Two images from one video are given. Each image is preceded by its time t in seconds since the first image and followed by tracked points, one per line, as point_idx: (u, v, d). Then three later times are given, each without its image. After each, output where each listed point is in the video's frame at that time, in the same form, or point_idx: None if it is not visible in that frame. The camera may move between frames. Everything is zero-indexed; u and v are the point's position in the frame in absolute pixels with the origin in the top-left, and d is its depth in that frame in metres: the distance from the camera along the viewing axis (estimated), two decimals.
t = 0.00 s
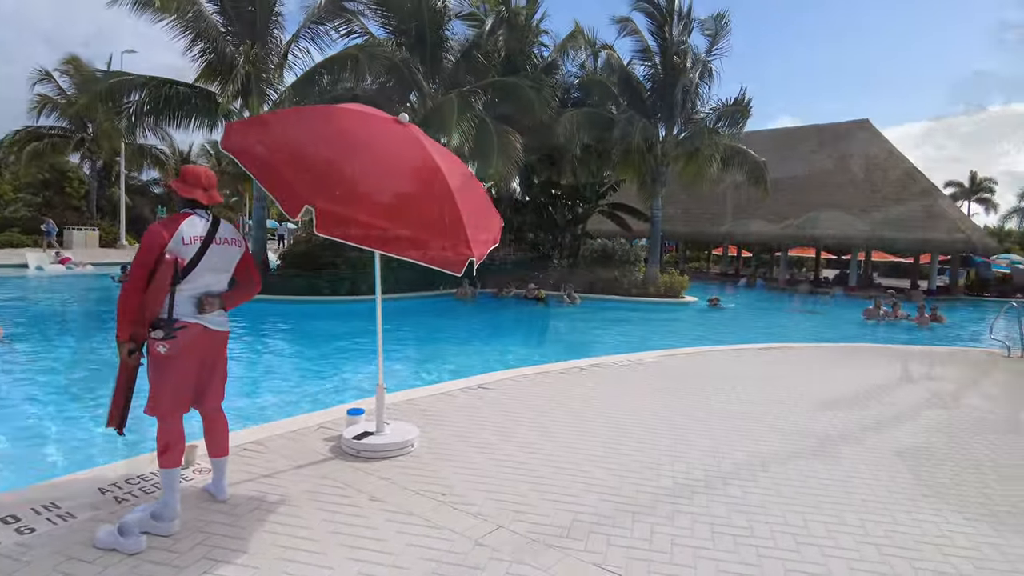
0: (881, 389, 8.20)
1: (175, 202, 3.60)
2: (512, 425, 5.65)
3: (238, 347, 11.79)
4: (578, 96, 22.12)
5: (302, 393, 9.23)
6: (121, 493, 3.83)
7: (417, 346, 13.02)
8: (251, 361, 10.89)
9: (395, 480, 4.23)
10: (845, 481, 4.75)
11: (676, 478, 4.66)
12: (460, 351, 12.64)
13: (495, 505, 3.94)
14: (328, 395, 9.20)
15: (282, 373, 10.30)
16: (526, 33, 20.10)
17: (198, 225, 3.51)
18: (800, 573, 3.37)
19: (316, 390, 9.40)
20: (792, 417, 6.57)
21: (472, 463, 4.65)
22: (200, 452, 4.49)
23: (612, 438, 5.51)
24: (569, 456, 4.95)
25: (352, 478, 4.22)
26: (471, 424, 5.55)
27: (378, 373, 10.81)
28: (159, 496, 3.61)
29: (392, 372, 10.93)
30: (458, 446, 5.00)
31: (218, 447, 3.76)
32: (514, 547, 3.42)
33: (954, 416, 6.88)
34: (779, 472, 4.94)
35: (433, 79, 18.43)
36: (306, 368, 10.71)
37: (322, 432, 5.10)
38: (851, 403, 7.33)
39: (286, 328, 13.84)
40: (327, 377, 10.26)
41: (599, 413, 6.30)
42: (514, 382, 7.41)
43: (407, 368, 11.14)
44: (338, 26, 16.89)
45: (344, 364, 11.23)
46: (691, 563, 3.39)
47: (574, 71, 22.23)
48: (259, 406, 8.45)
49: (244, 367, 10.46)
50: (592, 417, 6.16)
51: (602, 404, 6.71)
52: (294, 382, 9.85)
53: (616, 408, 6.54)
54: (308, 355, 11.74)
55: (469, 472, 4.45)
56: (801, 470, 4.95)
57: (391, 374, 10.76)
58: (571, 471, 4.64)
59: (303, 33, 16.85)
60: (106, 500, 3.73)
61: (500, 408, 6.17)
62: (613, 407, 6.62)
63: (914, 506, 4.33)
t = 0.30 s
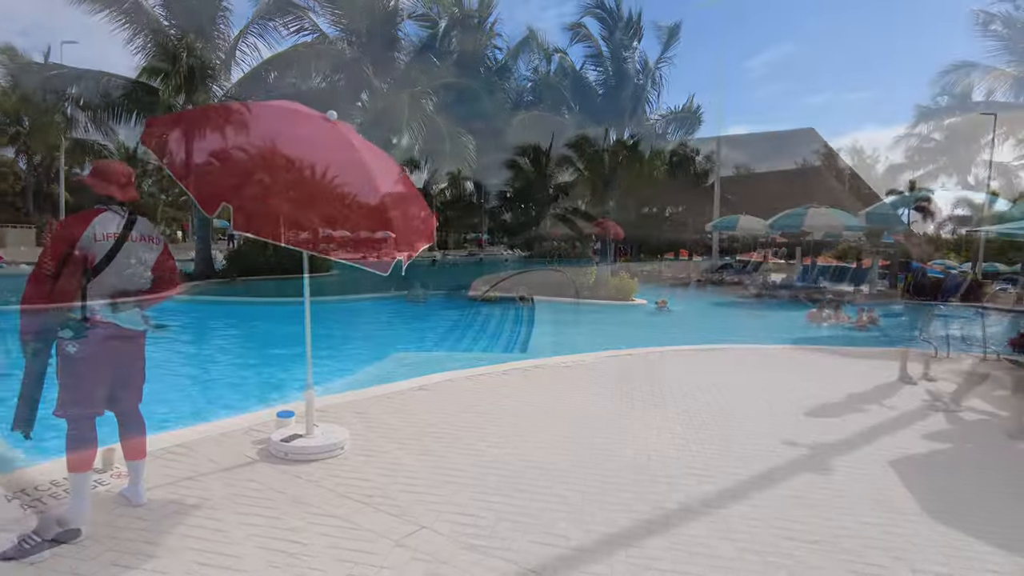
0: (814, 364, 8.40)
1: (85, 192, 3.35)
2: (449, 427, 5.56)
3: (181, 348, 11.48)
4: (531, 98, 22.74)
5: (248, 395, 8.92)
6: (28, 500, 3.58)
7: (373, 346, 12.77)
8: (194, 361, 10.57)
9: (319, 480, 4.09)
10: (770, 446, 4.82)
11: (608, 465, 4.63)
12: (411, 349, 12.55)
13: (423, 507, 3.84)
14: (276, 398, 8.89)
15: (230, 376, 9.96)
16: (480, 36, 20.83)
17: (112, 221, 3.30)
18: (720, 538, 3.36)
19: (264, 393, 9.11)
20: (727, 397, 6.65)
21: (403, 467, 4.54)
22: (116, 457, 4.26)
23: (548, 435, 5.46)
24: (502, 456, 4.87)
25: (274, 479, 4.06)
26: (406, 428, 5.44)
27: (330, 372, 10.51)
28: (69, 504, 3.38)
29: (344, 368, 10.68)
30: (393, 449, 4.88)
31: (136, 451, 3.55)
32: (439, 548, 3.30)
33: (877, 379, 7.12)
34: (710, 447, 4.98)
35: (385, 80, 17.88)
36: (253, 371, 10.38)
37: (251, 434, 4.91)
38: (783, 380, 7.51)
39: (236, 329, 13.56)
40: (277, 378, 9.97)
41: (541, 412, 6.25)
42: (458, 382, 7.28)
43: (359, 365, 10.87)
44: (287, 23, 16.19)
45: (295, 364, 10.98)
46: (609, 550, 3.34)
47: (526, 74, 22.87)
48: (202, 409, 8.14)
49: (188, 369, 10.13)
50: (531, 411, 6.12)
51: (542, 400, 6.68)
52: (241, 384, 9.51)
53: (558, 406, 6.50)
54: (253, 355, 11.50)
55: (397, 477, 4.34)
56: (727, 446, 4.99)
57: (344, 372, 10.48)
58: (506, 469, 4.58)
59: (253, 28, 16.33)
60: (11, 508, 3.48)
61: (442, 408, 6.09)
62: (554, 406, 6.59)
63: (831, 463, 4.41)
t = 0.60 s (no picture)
0: (800, 327, 8.18)
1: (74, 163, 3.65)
2: (418, 410, 5.27)
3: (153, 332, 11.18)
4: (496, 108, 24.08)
5: (217, 371, 8.53)
6: None
7: (362, 329, 12.45)
8: (164, 342, 10.23)
9: (274, 478, 3.80)
10: (755, 404, 4.57)
11: (581, 429, 4.36)
12: (389, 329, 12.33)
13: (382, 486, 3.57)
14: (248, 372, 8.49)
15: (201, 354, 9.56)
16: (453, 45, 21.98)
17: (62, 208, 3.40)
18: (694, 485, 3.14)
19: (235, 369, 8.70)
20: (709, 360, 6.40)
21: (364, 451, 4.25)
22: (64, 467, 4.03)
23: (521, 407, 5.20)
24: (471, 430, 4.60)
25: (224, 481, 3.76)
26: (373, 415, 5.14)
27: (307, 350, 10.11)
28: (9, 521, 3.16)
29: (321, 350, 10.29)
30: (356, 437, 4.58)
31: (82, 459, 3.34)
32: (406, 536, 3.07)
33: (867, 345, 6.87)
34: (689, 406, 4.73)
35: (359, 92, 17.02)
36: (227, 350, 9.97)
37: (211, 437, 4.63)
38: (767, 343, 7.27)
39: (211, 317, 13.29)
40: (249, 357, 9.56)
41: (514, 384, 6.00)
42: (437, 364, 6.98)
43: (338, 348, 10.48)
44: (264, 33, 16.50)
45: (269, 344, 10.59)
46: (572, 501, 3.10)
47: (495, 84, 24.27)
48: (167, 384, 7.73)
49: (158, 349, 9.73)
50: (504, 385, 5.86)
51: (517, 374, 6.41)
52: (213, 361, 9.11)
53: (532, 377, 6.24)
54: (226, 337, 11.22)
55: (359, 461, 4.06)
56: (709, 403, 4.75)
57: (321, 352, 10.07)
58: (474, 440, 4.31)
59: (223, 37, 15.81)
60: None
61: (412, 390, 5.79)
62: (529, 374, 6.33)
63: (816, 414, 4.17)
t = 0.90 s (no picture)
0: (801, 332, 7.90)
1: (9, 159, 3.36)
2: (399, 403, 4.98)
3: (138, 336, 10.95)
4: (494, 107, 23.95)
5: (198, 376, 8.26)
6: None
7: (354, 331, 12.20)
8: (148, 346, 9.99)
9: (236, 491, 3.52)
10: (755, 418, 4.29)
11: (569, 439, 4.07)
12: (380, 331, 12.16)
13: (352, 504, 3.28)
14: (229, 377, 8.24)
15: (184, 359, 9.29)
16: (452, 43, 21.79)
17: None
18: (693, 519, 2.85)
19: (216, 373, 8.44)
20: (707, 363, 6.12)
21: (335, 457, 3.96)
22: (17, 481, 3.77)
23: (507, 404, 4.91)
24: (452, 432, 4.31)
25: (179, 497, 3.47)
26: (349, 410, 4.84)
27: (293, 354, 9.85)
28: None
29: (309, 353, 10.03)
30: (329, 440, 4.28)
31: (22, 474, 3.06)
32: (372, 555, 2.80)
33: (871, 350, 6.60)
34: (684, 415, 4.45)
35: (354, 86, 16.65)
36: (210, 355, 9.71)
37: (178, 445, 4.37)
38: (766, 346, 6.99)
39: (200, 319, 13.07)
40: (233, 361, 9.31)
41: (503, 374, 5.71)
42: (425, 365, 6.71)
43: (325, 351, 10.21)
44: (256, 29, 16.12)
45: (256, 348, 10.35)
46: (553, 534, 2.82)
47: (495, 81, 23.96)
48: (143, 391, 7.46)
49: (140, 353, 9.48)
50: (491, 376, 5.57)
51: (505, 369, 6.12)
52: (193, 366, 8.83)
53: (521, 368, 5.95)
54: (213, 340, 10.99)
55: (327, 469, 3.77)
56: (705, 413, 4.46)
57: (308, 356, 9.81)
58: (454, 447, 4.02)
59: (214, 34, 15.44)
60: None
61: (394, 380, 5.50)
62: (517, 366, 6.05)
63: (823, 434, 3.88)
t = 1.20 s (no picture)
0: (795, 333, 7.65)
1: None
2: (371, 411, 4.71)
3: (120, 342, 10.67)
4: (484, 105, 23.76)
5: (176, 381, 8.00)
6: None
7: (339, 334, 11.94)
8: (132, 352, 9.73)
9: (183, 508, 3.28)
10: (742, 428, 4.04)
11: (543, 452, 3.79)
12: (369, 333, 11.90)
13: (303, 523, 3.04)
14: (207, 382, 7.98)
15: (162, 364, 9.02)
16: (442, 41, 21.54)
17: None
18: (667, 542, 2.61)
19: (193, 378, 8.19)
20: (697, 367, 5.85)
21: (293, 472, 3.69)
22: None
23: (483, 411, 4.63)
24: (421, 445, 4.03)
25: (118, 516, 3.19)
26: (315, 419, 4.56)
27: (274, 358, 9.59)
28: None
29: (292, 357, 9.78)
30: (291, 451, 4.01)
31: None
32: None
33: (867, 353, 6.34)
34: (669, 425, 4.18)
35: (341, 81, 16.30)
36: (191, 359, 9.46)
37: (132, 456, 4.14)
38: (759, 348, 6.73)
39: (187, 322, 12.78)
40: (212, 365, 9.05)
41: (481, 380, 5.43)
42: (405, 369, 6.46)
43: (309, 354, 9.94)
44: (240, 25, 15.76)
45: (239, 352, 10.07)
46: (514, 565, 2.53)
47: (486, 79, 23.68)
48: (112, 399, 7.17)
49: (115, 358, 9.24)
50: (468, 383, 5.29)
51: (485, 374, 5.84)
52: (167, 371, 8.55)
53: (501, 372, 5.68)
54: (197, 344, 10.73)
55: (280, 486, 3.49)
56: (691, 423, 4.20)
57: (292, 359, 9.56)
58: (419, 461, 3.75)
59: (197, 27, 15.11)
60: None
61: (368, 386, 5.23)
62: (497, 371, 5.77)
63: (815, 446, 3.61)
